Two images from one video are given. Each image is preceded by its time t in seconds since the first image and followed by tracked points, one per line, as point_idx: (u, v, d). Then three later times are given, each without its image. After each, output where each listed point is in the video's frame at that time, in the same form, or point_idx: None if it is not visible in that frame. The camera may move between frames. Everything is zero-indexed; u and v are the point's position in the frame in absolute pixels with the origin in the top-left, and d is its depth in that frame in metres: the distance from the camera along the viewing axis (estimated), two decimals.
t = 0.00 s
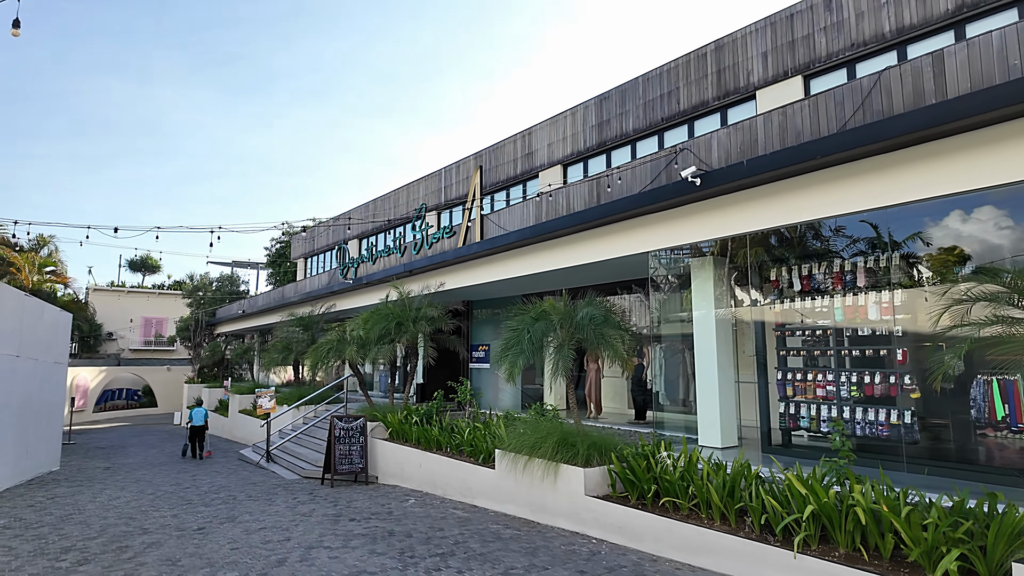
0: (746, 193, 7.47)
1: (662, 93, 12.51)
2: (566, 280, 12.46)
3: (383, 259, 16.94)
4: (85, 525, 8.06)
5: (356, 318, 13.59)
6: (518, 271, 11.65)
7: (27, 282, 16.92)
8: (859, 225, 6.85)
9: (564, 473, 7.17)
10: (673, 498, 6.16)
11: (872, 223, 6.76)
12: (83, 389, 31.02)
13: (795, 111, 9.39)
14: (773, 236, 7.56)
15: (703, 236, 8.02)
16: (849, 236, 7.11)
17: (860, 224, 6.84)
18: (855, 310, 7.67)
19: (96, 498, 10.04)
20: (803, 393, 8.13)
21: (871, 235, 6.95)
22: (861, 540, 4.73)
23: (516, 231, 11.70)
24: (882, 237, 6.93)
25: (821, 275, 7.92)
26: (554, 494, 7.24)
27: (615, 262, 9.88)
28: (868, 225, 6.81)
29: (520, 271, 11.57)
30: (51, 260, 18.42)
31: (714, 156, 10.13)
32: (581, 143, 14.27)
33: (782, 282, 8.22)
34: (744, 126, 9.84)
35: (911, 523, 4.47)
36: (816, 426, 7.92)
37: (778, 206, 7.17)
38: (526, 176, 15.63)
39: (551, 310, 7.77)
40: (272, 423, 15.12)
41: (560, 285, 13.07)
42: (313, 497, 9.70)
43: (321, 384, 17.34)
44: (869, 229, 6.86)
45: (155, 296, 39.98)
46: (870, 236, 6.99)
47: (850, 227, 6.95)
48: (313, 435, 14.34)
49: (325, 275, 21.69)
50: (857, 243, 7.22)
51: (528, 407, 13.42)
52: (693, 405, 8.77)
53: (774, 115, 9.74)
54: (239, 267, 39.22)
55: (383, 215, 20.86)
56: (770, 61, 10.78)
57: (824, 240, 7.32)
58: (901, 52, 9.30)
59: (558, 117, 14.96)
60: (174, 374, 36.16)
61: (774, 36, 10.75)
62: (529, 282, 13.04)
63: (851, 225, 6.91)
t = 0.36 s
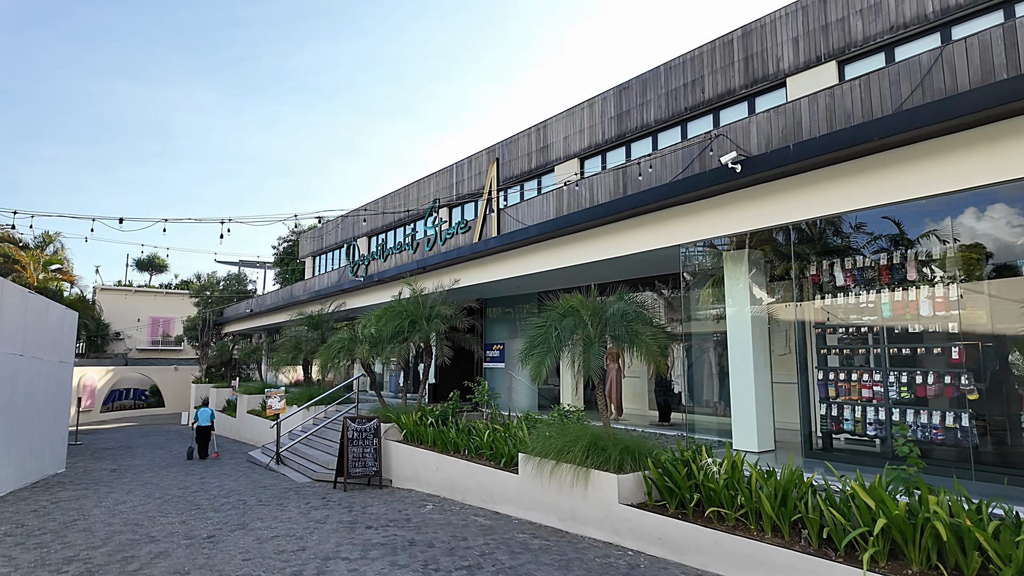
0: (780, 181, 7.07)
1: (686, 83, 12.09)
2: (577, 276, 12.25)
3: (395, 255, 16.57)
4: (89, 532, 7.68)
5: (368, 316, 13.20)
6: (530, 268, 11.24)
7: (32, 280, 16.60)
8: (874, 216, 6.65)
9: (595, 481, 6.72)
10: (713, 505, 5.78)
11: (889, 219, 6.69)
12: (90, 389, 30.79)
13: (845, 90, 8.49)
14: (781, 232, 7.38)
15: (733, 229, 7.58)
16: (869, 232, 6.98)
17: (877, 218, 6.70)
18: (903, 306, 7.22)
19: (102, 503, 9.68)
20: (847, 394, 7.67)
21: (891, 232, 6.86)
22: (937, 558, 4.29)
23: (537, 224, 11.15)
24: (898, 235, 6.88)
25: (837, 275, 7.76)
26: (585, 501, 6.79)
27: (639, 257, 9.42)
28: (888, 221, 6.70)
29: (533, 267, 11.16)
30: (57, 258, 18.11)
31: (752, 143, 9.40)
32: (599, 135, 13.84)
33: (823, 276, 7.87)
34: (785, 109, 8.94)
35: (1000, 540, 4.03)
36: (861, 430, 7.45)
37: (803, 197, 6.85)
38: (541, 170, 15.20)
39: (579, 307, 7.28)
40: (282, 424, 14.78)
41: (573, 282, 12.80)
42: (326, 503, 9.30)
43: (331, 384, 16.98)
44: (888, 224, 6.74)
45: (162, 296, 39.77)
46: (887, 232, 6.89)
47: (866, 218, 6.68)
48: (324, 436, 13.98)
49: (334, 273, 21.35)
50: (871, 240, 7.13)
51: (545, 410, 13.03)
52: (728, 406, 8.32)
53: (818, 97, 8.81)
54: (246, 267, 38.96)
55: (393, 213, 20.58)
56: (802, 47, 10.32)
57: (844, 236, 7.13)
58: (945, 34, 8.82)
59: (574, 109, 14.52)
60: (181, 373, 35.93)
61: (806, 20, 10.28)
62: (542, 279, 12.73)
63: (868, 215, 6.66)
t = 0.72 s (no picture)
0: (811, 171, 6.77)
1: (707, 72, 11.68)
2: (587, 272, 11.90)
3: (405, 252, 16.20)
4: (90, 540, 7.30)
5: (378, 314, 12.82)
6: (546, 265, 10.90)
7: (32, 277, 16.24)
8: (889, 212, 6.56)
9: (626, 487, 6.31)
10: (756, 511, 5.39)
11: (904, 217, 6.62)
12: (93, 389, 30.48)
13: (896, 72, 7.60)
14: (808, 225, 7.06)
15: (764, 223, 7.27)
16: (887, 230, 6.85)
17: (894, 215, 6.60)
18: (954, 302, 6.75)
19: (104, 508, 9.31)
20: (891, 394, 7.34)
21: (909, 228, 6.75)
22: None
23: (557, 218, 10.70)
24: (914, 231, 6.73)
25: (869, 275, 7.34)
26: (616, 509, 6.39)
27: (661, 252, 9.03)
28: (906, 219, 6.61)
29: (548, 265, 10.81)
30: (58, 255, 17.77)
31: (791, 132, 8.71)
32: (614, 128, 13.44)
33: (862, 271, 7.33)
34: (829, 92, 8.14)
35: None
36: (905, 433, 7.10)
37: (831, 190, 6.60)
38: (554, 164, 14.80)
39: (607, 303, 6.83)
40: (288, 425, 14.42)
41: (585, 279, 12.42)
42: (337, 508, 8.91)
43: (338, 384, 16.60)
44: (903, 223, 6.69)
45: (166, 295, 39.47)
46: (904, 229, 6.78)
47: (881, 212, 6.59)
48: (332, 438, 13.61)
49: (340, 271, 20.99)
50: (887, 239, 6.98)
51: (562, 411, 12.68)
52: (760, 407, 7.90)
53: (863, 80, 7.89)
54: (250, 266, 38.63)
55: (400, 210, 20.32)
56: (831, 33, 9.91)
57: (861, 233, 6.98)
58: (988, 16, 8.40)
59: (589, 101, 14.12)
60: (184, 373, 35.59)
61: (836, 5, 9.87)
62: (552, 276, 12.29)
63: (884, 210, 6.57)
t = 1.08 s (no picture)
0: (843, 158, 6.38)
1: (728, 59, 11.26)
2: (595, 268, 11.55)
3: (412, 248, 15.78)
4: (86, 548, 6.89)
5: (386, 310, 12.40)
6: (558, 260, 10.50)
7: (28, 273, 15.84)
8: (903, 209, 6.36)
9: (660, 494, 5.89)
10: (806, 521, 4.99)
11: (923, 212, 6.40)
12: (93, 389, 30.11)
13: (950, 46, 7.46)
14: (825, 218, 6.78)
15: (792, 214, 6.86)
16: (904, 226, 6.69)
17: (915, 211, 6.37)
18: (1009, 295, 6.39)
19: (102, 512, 8.90)
20: (939, 394, 7.03)
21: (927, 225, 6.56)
22: None
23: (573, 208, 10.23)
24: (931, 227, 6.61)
25: (904, 265, 7.08)
26: (648, 516, 5.96)
27: (684, 245, 8.60)
28: (925, 214, 6.39)
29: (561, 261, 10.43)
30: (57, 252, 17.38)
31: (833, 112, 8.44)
32: (629, 118, 13.02)
33: (905, 262, 7.06)
34: (875, 69, 7.99)
35: None
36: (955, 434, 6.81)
37: (862, 178, 6.22)
38: (566, 157, 14.37)
39: (637, 297, 6.39)
40: (293, 426, 14.02)
41: (596, 276, 12.06)
42: (346, 513, 8.50)
43: (343, 384, 16.20)
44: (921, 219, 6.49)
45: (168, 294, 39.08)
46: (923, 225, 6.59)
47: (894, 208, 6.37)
48: (338, 439, 13.20)
49: (344, 268, 20.58)
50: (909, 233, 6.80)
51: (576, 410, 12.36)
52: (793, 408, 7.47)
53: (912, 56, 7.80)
54: (252, 264, 38.23)
55: (405, 206, 19.98)
56: (862, 15, 9.47)
57: (869, 230, 6.86)
58: None
59: (602, 91, 13.69)
60: (186, 373, 35.21)
61: None
62: (562, 271, 11.87)
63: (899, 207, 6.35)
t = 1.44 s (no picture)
0: (884, 146, 6.12)
1: (752, 47, 10.83)
2: (607, 267, 11.17)
3: (420, 244, 15.34)
4: (82, 561, 6.45)
5: (395, 309, 11.96)
6: (574, 256, 10.07)
7: (26, 271, 15.42)
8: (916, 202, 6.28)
9: (702, 506, 5.44)
10: (871, 536, 4.54)
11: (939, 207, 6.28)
12: (93, 389, 29.69)
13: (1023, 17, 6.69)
14: (838, 214, 6.74)
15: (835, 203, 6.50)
16: (908, 226, 6.61)
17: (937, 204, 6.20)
18: None
19: (100, 520, 8.46)
20: (996, 396, 6.31)
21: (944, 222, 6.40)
22: None
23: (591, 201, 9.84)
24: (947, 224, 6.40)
25: (941, 269, 6.71)
26: (689, 529, 5.51)
27: (712, 238, 8.20)
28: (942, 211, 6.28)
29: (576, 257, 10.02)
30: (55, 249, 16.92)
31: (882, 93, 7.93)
32: (647, 110, 12.60)
33: (958, 255, 6.56)
34: (932, 46, 7.33)
35: None
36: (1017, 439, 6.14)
37: (907, 167, 5.94)
38: (579, 151, 13.98)
39: (674, 293, 5.92)
40: (298, 428, 13.60)
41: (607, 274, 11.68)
42: (358, 522, 8.07)
43: (349, 384, 15.78)
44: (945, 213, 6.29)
45: (168, 293, 38.68)
46: (938, 222, 6.42)
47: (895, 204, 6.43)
48: (345, 441, 12.77)
49: (349, 266, 20.15)
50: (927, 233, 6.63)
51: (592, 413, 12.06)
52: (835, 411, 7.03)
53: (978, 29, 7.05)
54: (254, 263, 37.80)
55: (411, 203, 19.67)
56: None
57: (883, 228, 6.76)
58: None
59: (617, 82, 13.26)
60: (187, 373, 34.83)
61: None
62: (574, 270, 11.45)
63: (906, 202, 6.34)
